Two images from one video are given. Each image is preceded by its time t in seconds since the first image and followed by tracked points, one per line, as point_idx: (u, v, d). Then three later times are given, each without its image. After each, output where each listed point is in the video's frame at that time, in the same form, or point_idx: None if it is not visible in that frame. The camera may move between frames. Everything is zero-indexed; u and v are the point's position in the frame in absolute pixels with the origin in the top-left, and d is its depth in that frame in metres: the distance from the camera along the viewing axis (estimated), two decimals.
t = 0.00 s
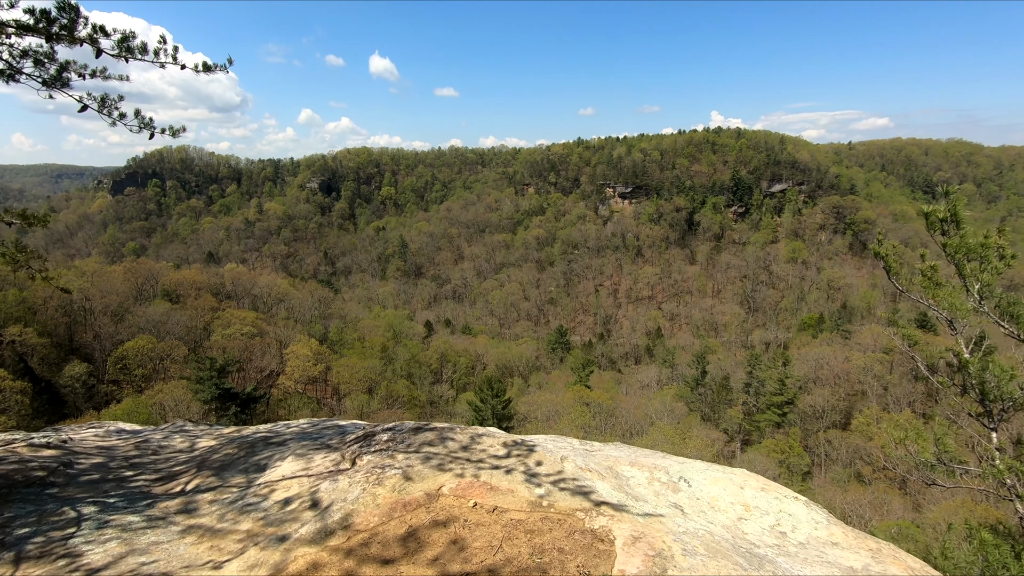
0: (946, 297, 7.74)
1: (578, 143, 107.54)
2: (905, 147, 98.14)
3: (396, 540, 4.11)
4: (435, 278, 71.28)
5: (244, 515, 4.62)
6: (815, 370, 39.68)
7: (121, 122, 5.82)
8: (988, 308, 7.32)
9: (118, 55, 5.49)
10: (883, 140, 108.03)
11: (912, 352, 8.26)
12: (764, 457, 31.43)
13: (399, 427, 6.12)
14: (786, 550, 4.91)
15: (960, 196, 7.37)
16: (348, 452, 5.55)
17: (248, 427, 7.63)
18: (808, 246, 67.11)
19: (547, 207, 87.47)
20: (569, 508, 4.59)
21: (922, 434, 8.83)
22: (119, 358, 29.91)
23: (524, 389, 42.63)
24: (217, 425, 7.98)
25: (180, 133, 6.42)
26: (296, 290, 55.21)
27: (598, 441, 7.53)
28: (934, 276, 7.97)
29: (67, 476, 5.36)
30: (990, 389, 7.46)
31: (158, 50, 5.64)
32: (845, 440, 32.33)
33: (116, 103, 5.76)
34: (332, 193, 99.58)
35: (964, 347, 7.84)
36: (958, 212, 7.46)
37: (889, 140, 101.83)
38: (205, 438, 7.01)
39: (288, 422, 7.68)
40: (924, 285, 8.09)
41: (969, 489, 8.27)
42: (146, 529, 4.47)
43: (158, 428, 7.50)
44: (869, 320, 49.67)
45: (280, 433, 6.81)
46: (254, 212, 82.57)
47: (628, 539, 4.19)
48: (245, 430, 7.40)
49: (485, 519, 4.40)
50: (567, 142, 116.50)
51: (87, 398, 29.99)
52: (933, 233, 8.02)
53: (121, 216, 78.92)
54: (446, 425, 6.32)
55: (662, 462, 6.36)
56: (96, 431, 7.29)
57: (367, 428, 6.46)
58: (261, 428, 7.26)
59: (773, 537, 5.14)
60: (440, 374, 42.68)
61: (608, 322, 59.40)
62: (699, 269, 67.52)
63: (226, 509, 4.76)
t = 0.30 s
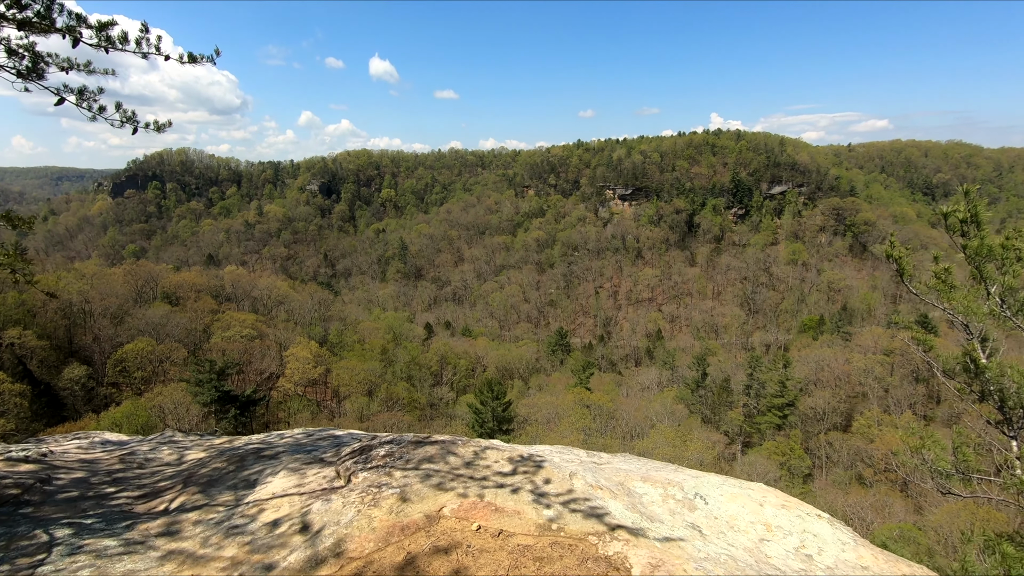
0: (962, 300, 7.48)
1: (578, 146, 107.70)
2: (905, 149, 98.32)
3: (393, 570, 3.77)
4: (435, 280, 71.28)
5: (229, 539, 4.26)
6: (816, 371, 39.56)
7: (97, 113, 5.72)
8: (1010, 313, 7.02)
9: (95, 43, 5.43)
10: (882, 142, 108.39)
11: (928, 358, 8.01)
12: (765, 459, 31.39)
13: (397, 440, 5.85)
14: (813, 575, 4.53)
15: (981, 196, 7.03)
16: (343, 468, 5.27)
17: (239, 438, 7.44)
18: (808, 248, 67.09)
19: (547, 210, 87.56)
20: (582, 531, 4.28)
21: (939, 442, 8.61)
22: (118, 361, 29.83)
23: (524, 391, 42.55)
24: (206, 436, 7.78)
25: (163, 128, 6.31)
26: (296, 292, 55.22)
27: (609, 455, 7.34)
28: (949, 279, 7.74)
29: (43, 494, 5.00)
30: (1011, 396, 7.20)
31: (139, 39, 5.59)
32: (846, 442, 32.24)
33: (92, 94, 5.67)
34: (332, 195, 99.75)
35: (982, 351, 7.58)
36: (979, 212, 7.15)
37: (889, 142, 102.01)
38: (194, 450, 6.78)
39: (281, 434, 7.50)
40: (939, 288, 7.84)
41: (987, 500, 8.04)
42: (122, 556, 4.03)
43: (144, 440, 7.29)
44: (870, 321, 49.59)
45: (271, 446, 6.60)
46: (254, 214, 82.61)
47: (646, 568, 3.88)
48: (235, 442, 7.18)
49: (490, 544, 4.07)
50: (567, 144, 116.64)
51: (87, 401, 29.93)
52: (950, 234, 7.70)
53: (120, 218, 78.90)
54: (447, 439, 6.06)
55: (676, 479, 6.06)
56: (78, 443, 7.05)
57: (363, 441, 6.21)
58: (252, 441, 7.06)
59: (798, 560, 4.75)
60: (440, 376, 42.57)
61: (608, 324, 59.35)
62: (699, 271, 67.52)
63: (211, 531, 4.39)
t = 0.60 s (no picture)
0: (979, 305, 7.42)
1: (578, 147, 107.77)
2: (905, 150, 98.40)
3: None
4: (435, 281, 71.28)
5: (218, 566, 4.15)
6: (817, 373, 39.47)
7: (81, 110, 5.80)
8: None
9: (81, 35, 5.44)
10: (882, 143, 108.43)
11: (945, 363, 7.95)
12: (766, 461, 31.33)
13: (399, 455, 5.79)
14: None
15: (1003, 196, 7.09)
16: (342, 485, 5.21)
17: (232, 448, 7.42)
18: (808, 249, 67.05)
19: (547, 211, 87.62)
20: (597, 558, 4.17)
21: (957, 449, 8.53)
22: (118, 362, 29.80)
23: (524, 393, 42.50)
24: (199, 447, 7.75)
25: (149, 127, 6.31)
26: (296, 293, 55.28)
27: (621, 468, 7.29)
28: (966, 282, 7.69)
29: (24, 513, 4.93)
30: None
31: (126, 33, 5.63)
32: (848, 443, 32.12)
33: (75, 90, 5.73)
34: (332, 196, 99.89)
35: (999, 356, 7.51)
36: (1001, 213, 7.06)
37: (889, 144, 102.13)
38: (185, 463, 6.76)
39: (277, 445, 7.47)
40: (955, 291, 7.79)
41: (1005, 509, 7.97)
42: None
43: (135, 451, 7.27)
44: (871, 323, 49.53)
45: (267, 458, 6.55)
46: (254, 215, 82.68)
47: None
48: (227, 454, 7.13)
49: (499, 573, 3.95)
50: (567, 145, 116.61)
51: (87, 403, 29.98)
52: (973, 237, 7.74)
53: (121, 220, 78.97)
54: (451, 453, 5.97)
55: (694, 494, 6.00)
56: (66, 456, 7.04)
57: (362, 454, 6.15)
58: (246, 452, 7.02)
59: None
60: (441, 377, 42.60)
61: (608, 325, 59.32)
62: (699, 272, 67.47)
63: (199, 556, 4.29)
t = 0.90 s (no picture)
0: (989, 305, 7.33)
1: (578, 148, 107.86)
2: (905, 151, 98.48)
3: None
4: (435, 283, 71.30)
5: None
6: (818, 373, 39.44)
7: (50, 103, 5.54)
8: None
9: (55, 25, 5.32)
10: (882, 143, 108.56)
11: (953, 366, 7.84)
12: (767, 462, 31.31)
13: (391, 467, 5.76)
14: None
15: (1016, 194, 6.91)
16: (332, 500, 5.18)
17: (220, 457, 7.42)
18: (809, 250, 67.00)
19: (547, 212, 87.65)
20: None
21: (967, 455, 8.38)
22: (118, 364, 29.82)
23: (524, 394, 42.48)
24: (186, 455, 7.73)
25: (127, 123, 6.01)
26: (296, 295, 55.31)
27: (625, 478, 7.26)
28: (975, 284, 7.60)
29: None
30: None
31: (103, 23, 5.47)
32: (849, 444, 31.94)
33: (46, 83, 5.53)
34: (333, 198, 100.10)
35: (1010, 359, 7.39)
36: (1014, 212, 6.97)
37: (888, 145, 102.24)
38: (170, 473, 6.73)
39: (268, 453, 7.48)
40: (966, 292, 7.71)
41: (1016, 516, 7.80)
42: None
43: (119, 460, 7.25)
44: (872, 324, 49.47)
45: (257, 468, 6.55)
46: (254, 217, 82.75)
47: None
48: (214, 463, 7.11)
49: None
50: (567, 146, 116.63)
51: (86, 404, 30.06)
52: (985, 236, 7.57)
53: (121, 222, 79.02)
54: (445, 464, 5.93)
55: (702, 507, 5.91)
56: (47, 465, 6.99)
57: (354, 465, 6.15)
58: (234, 461, 7.03)
59: None
60: (441, 379, 42.63)
61: (609, 326, 59.28)
62: (700, 273, 67.45)
63: None
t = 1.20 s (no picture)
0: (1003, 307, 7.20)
1: (578, 149, 107.91)
2: (905, 151, 98.57)
3: None
4: (436, 284, 71.29)
5: None
6: (818, 374, 39.41)
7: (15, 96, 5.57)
8: None
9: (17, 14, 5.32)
10: (882, 143, 108.60)
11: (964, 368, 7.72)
12: (768, 462, 31.26)
13: (378, 486, 5.72)
14: None
15: None
16: (312, 523, 5.12)
17: (201, 472, 7.45)
18: (809, 250, 66.95)
19: (547, 213, 87.67)
20: None
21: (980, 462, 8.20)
22: (118, 365, 29.82)
23: (525, 395, 42.43)
24: (165, 470, 7.70)
25: (94, 117, 6.08)
26: (296, 296, 55.30)
27: (628, 494, 7.32)
28: (987, 285, 7.49)
29: None
30: None
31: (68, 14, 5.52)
32: (851, 444, 31.69)
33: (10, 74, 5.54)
34: (333, 199, 100.29)
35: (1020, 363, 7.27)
36: None
37: (888, 145, 102.30)
38: (147, 489, 6.69)
39: (253, 466, 7.52)
40: (977, 294, 7.61)
41: None
42: None
43: (95, 475, 7.17)
44: (873, 324, 49.39)
45: (240, 485, 6.50)
46: (254, 217, 82.74)
47: None
48: (194, 478, 7.11)
49: None
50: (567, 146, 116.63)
51: (86, 406, 30.07)
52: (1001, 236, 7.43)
53: (121, 223, 79.05)
54: (436, 481, 5.92)
55: (711, 528, 5.90)
56: (16, 480, 6.89)
57: (339, 483, 6.09)
58: (216, 477, 7.00)
59: None
60: (441, 380, 42.66)
61: (609, 327, 59.22)
62: (700, 274, 67.39)
63: None
